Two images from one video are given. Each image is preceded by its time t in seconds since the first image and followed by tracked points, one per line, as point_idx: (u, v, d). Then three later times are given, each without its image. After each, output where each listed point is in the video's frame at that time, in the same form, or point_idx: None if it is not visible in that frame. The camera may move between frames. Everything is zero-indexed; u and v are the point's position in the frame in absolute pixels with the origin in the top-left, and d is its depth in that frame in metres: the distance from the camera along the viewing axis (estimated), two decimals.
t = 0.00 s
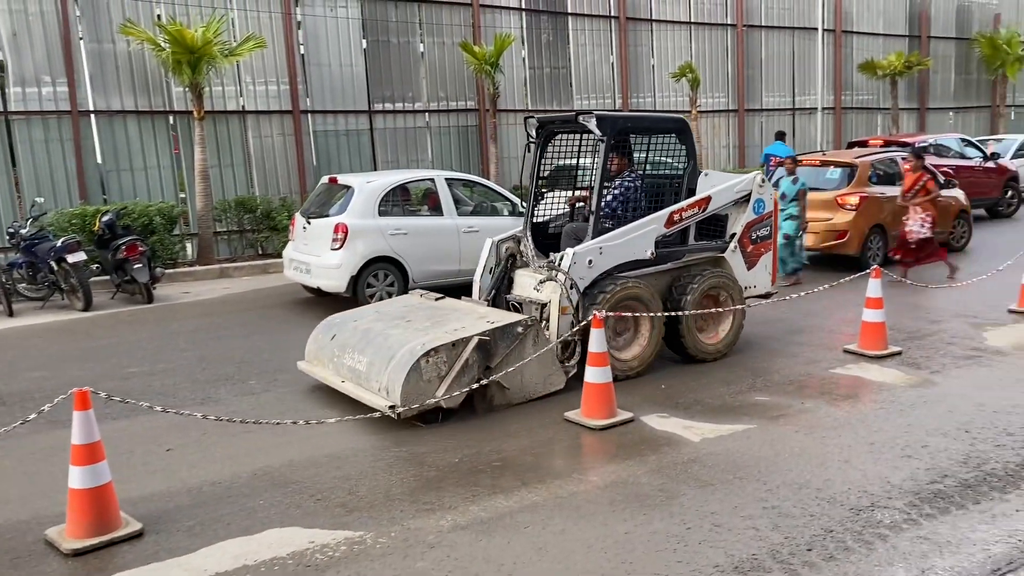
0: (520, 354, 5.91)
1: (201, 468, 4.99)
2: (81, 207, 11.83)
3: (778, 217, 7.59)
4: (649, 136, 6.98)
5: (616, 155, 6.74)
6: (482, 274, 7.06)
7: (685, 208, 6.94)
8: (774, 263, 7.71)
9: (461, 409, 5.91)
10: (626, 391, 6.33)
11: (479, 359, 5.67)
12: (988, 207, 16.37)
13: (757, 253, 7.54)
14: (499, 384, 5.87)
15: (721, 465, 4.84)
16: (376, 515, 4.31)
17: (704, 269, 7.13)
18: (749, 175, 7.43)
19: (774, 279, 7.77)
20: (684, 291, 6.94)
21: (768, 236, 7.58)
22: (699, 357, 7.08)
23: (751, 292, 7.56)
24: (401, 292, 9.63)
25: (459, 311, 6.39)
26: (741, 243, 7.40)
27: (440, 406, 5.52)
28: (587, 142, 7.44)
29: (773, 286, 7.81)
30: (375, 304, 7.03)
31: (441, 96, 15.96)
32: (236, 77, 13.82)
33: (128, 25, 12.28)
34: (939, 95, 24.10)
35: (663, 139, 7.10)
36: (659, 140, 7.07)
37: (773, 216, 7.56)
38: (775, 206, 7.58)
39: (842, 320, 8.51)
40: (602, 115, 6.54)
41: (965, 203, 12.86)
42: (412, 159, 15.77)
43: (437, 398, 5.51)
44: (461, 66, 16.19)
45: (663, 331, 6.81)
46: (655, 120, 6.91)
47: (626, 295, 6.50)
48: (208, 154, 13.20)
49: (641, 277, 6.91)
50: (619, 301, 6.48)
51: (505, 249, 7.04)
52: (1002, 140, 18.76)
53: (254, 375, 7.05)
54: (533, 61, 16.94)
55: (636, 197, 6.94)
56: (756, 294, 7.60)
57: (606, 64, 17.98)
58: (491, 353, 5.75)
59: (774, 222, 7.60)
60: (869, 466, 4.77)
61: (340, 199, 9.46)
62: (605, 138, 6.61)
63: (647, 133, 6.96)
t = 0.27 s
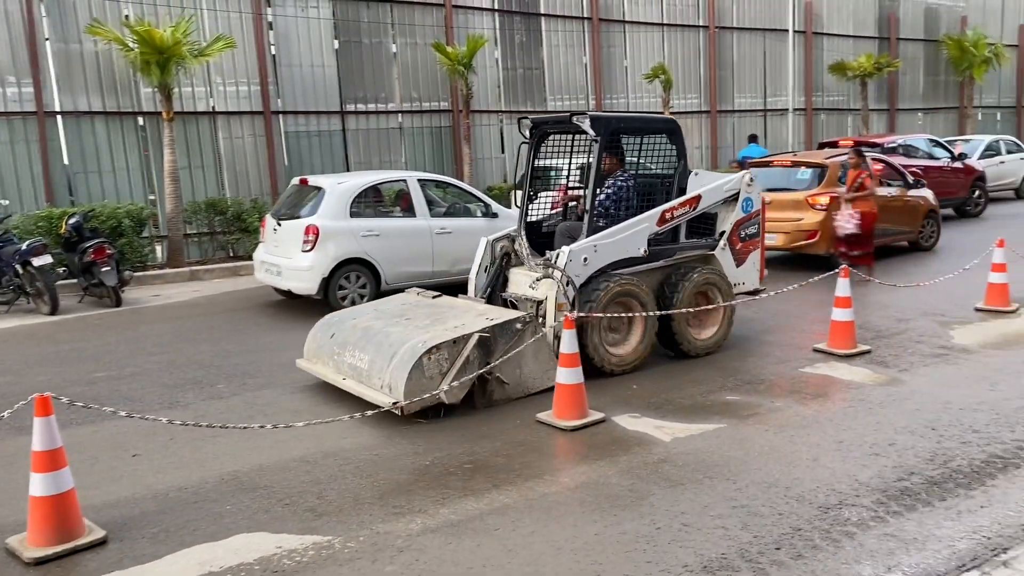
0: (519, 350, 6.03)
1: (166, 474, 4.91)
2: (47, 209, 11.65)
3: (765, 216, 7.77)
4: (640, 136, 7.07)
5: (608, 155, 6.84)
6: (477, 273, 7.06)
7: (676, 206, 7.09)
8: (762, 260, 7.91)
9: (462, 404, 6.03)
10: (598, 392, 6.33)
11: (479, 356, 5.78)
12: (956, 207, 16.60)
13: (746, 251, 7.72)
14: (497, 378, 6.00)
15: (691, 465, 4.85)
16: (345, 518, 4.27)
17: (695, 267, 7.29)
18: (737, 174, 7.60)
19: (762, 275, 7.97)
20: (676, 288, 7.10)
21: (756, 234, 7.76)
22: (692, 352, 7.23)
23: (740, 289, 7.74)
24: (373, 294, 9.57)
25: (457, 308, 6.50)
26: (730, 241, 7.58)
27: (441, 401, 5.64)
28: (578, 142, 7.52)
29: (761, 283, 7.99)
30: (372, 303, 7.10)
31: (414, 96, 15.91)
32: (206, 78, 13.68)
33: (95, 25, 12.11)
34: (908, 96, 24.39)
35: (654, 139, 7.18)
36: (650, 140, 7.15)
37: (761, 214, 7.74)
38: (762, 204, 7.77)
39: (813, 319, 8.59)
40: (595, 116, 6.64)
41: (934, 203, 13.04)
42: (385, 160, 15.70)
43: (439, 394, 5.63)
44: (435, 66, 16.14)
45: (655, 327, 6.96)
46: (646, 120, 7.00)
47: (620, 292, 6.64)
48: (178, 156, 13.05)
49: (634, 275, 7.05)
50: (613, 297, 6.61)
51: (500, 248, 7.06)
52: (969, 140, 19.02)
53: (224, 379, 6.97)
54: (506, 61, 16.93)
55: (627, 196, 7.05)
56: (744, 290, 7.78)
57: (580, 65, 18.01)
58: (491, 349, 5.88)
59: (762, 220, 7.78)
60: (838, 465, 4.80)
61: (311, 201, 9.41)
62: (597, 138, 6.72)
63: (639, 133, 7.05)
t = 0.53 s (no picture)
0: (519, 345, 6.13)
1: (133, 479, 4.82)
2: (15, 208, 11.46)
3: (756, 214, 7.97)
4: (635, 135, 7.15)
5: (602, 154, 6.94)
6: (474, 269, 7.23)
7: (671, 204, 7.22)
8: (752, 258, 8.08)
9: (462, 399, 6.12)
10: (573, 392, 6.31)
11: (480, 351, 5.88)
12: (929, 206, 16.76)
13: (737, 248, 7.88)
14: (498, 373, 6.08)
15: (666, 465, 4.84)
16: (316, 523, 4.21)
17: (688, 264, 7.44)
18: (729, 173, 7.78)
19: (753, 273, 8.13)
20: (670, 285, 7.25)
21: (747, 232, 7.98)
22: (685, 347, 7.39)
23: (732, 285, 7.88)
24: (347, 295, 9.49)
25: (457, 305, 6.60)
26: (723, 238, 7.74)
27: (443, 395, 5.74)
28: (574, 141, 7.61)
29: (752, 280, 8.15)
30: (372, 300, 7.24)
31: (389, 95, 15.82)
32: (178, 76, 13.53)
33: (64, 22, 11.92)
34: (881, 96, 24.62)
35: (649, 138, 7.27)
36: (644, 139, 7.24)
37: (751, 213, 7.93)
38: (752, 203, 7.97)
39: (788, 318, 8.63)
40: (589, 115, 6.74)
41: (908, 203, 13.16)
42: (360, 160, 15.60)
43: (441, 388, 5.72)
44: (410, 65, 16.06)
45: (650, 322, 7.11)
46: (641, 120, 7.08)
47: (615, 288, 6.78)
48: (149, 155, 12.89)
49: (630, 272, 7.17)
50: (609, 293, 6.76)
51: (496, 245, 7.22)
52: (942, 140, 19.22)
53: (195, 382, 6.87)
54: (482, 61, 16.88)
55: (621, 194, 7.15)
56: (736, 287, 7.91)
57: (556, 64, 18.00)
58: (491, 345, 5.97)
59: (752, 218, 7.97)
60: (811, 464, 4.81)
61: (284, 200, 9.32)
62: (592, 137, 6.82)
63: (633, 133, 7.14)
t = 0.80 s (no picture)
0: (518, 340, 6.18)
1: (97, 484, 4.71)
2: None
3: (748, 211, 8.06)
4: (630, 132, 7.32)
5: (598, 151, 7.11)
6: (471, 266, 7.27)
7: (665, 201, 7.36)
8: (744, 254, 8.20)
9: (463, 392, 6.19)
10: (549, 391, 6.26)
11: (480, 346, 5.92)
12: (904, 205, 16.88)
13: (729, 244, 7.99)
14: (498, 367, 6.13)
15: (641, 465, 4.80)
16: (285, 526, 4.13)
17: (681, 260, 7.55)
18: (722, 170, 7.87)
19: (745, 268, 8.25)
20: (664, 281, 7.37)
21: (739, 228, 8.05)
22: (679, 341, 7.51)
23: (725, 282, 8.00)
24: (321, 294, 9.39)
25: (456, 300, 6.65)
26: (715, 235, 7.85)
27: (444, 389, 5.81)
28: (568, 139, 7.74)
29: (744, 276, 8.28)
30: (371, 295, 7.27)
31: (366, 93, 15.71)
32: (151, 73, 13.36)
33: (33, 18, 11.72)
34: (857, 96, 24.79)
35: (643, 135, 7.44)
36: (639, 137, 7.41)
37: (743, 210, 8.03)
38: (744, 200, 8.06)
39: (764, 317, 8.64)
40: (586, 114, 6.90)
41: (884, 202, 13.20)
42: (337, 158, 15.48)
43: (442, 382, 5.79)
44: (388, 63, 15.96)
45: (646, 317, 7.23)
46: (635, 118, 7.25)
47: (612, 285, 6.89)
48: (122, 153, 12.70)
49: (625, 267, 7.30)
50: (605, 290, 6.88)
51: (493, 241, 7.28)
52: (917, 140, 19.36)
53: (165, 383, 6.75)
54: (460, 59, 16.80)
55: (616, 191, 7.33)
56: (728, 283, 8.02)
57: (534, 63, 17.95)
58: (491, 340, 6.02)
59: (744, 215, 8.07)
60: (786, 463, 4.79)
61: (257, 199, 9.20)
62: (588, 135, 6.98)
63: (628, 130, 7.31)
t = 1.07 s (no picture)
0: (512, 336, 6.28)
1: (51, 493, 4.54)
2: None
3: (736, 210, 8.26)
4: (622, 131, 7.42)
5: (591, 150, 7.21)
6: (463, 263, 7.33)
7: (656, 200, 7.52)
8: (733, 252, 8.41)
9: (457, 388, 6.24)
10: (520, 394, 6.17)
11: (475, 342, 5.98)
12: (877, 205, 16.98)
13: (719, 242, 8.20)
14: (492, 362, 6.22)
15: (612, 469, 4.73)
16: (245, 535, 4.00)
17: (671, 257, 7.68)
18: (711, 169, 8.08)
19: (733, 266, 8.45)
20: (656, 278, 7.49)
21: (728, 227, 8.25)
22: (671, 338, 7.61)
23: (714, 279, 8.20)
24: (291, 294, 9.23)
25: (451, 297, 6.73)
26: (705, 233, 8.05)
27: (439, 384, 5.85)
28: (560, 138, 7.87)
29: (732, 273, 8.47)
30: (364, 291, 7.34)
31: (339, 90, 15.53)
32: (119, 68, 13.12)
33: None
34: (831, 96, 24.93)
35: (635, 135, 7.56)
36: (631, 136, 7.53)
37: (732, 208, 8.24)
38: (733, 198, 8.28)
39: (738, 317, 8.63)
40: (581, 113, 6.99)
41: (859, 201, 13.23)
42: (309, 155, 15.29)
43: (437, 377, 5.82)
44: (361, 60, 15.78)
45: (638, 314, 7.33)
46: (628, 118, 7.36)
47: (605, 282, 6.99)
48: (88, 149, 12.44)
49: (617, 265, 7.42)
50: (599, 287, 6.98)
51: (485, 239, 7.32)
52: (889, 140, 19.48)
53: (127, 386, 6.58)
54: (435, 56, 16.66)
55: (606, 189, 7.48)
56: (717, 280, 8.23)
57: (510, 60, 17.84)
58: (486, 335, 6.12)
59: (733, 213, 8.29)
60: (759, 466, 4.74)
61: (225, 196, 9.05)
62: (582, 134, 7.08)
63: (620, 129, 7.41)
